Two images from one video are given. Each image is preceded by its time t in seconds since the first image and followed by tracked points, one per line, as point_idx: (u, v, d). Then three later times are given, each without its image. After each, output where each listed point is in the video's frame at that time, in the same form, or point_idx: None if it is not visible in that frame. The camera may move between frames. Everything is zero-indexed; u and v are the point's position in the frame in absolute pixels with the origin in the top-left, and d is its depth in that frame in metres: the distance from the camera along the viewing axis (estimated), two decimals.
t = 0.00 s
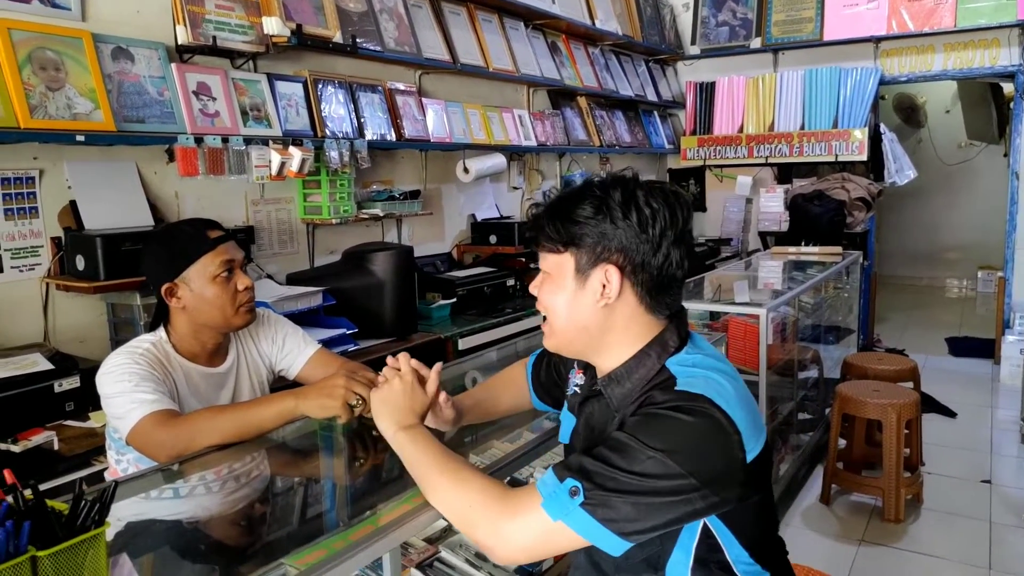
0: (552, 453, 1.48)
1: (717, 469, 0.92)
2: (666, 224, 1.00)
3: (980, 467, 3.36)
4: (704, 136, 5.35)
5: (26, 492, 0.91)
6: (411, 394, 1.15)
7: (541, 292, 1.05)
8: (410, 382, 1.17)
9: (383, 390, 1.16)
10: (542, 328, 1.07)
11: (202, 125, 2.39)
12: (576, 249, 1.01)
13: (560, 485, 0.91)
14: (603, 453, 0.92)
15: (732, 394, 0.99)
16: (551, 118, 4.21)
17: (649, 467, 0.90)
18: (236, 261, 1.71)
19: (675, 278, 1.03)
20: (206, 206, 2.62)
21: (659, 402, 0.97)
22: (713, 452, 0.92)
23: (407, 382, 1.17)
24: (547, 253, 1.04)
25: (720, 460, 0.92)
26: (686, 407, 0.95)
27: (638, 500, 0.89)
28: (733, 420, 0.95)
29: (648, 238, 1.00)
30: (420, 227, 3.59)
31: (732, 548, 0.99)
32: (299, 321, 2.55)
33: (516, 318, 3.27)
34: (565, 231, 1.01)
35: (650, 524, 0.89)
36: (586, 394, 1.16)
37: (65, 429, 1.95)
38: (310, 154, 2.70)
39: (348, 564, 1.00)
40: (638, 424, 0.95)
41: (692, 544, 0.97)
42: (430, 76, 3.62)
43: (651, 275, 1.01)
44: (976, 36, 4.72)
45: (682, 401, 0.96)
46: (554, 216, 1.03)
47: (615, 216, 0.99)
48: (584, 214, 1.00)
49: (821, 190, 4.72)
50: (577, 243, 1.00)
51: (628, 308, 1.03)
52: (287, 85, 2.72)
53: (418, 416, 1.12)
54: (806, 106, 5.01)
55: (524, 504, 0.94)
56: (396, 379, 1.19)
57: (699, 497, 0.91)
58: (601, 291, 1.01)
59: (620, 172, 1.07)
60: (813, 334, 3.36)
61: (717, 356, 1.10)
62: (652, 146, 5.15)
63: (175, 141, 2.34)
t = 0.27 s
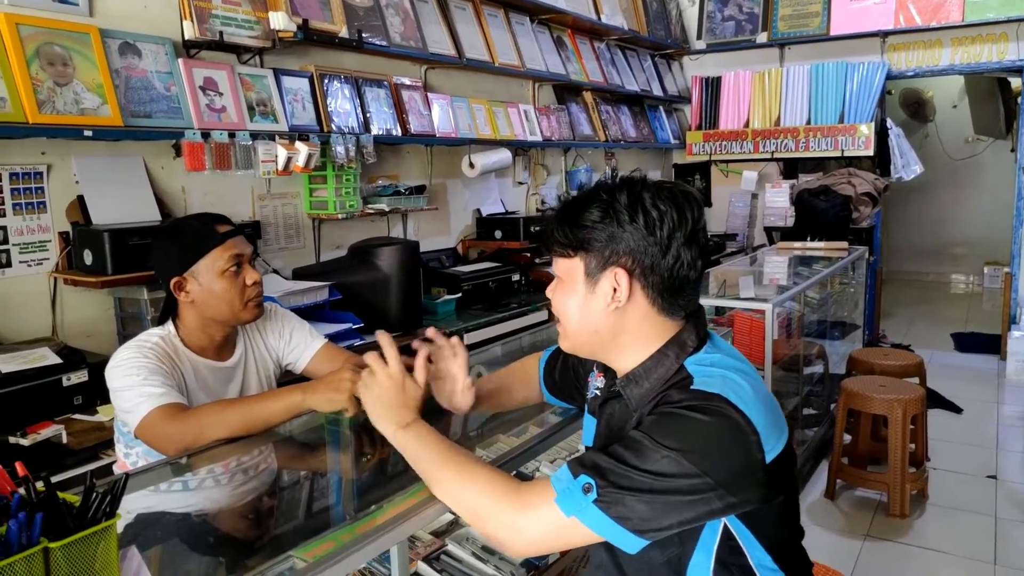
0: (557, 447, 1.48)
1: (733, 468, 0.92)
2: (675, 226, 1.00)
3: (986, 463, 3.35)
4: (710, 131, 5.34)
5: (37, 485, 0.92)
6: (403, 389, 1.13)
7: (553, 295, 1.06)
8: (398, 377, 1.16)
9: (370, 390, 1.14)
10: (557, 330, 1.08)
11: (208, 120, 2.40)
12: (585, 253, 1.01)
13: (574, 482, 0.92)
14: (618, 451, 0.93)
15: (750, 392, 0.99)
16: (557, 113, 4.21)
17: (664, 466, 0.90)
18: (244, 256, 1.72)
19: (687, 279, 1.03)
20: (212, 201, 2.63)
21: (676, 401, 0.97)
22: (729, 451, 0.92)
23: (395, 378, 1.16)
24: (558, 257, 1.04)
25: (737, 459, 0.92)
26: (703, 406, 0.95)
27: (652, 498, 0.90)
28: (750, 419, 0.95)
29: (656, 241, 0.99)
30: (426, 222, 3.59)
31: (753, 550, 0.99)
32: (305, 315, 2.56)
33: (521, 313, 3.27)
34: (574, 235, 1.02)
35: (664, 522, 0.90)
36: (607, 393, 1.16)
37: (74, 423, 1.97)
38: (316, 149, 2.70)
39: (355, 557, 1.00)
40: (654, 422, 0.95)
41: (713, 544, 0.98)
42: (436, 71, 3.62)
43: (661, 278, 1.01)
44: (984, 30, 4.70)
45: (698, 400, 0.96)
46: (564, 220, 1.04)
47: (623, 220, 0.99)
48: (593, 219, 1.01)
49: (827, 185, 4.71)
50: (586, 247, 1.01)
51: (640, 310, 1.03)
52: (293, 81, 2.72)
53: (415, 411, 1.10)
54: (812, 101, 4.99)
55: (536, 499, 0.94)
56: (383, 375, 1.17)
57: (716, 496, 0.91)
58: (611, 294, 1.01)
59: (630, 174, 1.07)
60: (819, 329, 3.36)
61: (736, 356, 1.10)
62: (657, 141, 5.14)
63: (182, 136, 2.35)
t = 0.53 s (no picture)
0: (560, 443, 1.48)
1: (743, 470, 0.92)
2: (683, 229, 1.00)
3: (991, 459, 3.34)
4: (715, 127, 5.33)
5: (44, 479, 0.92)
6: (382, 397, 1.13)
7: (561, 293, 1.06)
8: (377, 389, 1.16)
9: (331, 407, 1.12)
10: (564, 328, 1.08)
11: (213, 116, 2.40)
12: (593, 254, 1.01)
13: (583, 481, 0.92)
14: (628, 451, 0.93)
15: (760, 394, 0.98)
16: (561, 108, 4.20)
17: (673, 467, 0.90)
18: (250, 253, 1.72)
19: (696, 281, 1.02)
20: (217, 197, 2.63)
21: (686, 401, 0.97)
22: (739, 453, 0.92)
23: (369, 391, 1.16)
24: (567, 256, 1.04)
25: (746, 461, 0.92)
26: (713, 407, 0.94)
27: (661, 498, 0.90)
28: (761, 421, 0.94)
29: (664, 243, 0.99)
30: (430, 218, 3.60)
31: (763, 548, 0.99)
32: (310, 311, 2.57)
33: (525, 309, 3.28)
34: (583, 235, 1.02)
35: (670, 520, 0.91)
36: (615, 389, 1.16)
37: (80, 418, 1.98)
38: (320, 145, 2.69)
39: (360, 552, 1.01)
40: (664, 422, 0.95)
41: (722, 542, 0.98)
42: (440, 67, 3.62)
43: (668, 280, 1.01)
44: (990, 25, 4.67)
45: (709, 401, 0.95)
46: (573, 219, 1.04)
47: (631, 222, 0.99)
48: (602, 220, 1.01)
49: (832, 181, 4.69)
50: (594, 247, 1.01)
51: (646, 310, 1.03)
52: (297, 77, 2.73)
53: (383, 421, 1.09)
54: (817, 96, 4.97)
55: (537, 495, 0.95)
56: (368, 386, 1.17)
57: (724, 496, 0.91)
58: (617, 295, 1.01)
59: (641, 174, 1.07)
60: (824, 325, 3.35)
61: (746, 355, 1.09)
62: (662, 136, 5.13)
63: (187, 132, 2.35)
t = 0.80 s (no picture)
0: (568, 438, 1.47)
1: (751, 463, 0.92)
2: (691, 223, 0.99)
3: (998, 455, 3.33)
4: (720, 122, 5.31)
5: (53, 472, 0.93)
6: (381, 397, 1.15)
7: (568, 287, 1.06)
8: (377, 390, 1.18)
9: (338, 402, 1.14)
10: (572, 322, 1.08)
11: (218, 111, 2.40)
12: (601, 247, 1.01)
13: (591, 474, 0.92)
14: (635, 445, 0.93)
15: (768, 388, 0.98)
16: (566, 104, 4.19)
17: (681, 460, 0.90)
18: (253, 247, 1.72)
19: (703, 275, 1.02)
20: (223, 192, 2.64)
21: (694, 395, 0.97)
22: (746, 446, 0.92)
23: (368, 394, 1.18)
24: (574, 250, 1.04)
25: (754, 454, 0.92)
26: (720, 401, 0.94)
27: (668, 490, 0.90)
28: (768, 415, 0.94)
29: (672, 237, 0.99)
30: (435, 213, 3.60)
31: (768, 541, 0.99)
32: (315, 306, 2.57)
33: (530, 304, 3.28)
34: (590, 228, 1.02)
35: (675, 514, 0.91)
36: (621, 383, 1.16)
37: (87, 412, 1.99)
38: (326, 140, 2.72)
39: (365, 546, 1.01)
40: (672, 416, 0.95)
41: (727, 534, 0.98)
42: (445, 62, 3.62)
43: (676, 274, 1.01)
44: (998, 19, 4.64)
45: (716, 395, 0.95)
46: (581, 213, 1.04)
47: (638, 215, 0.99)
48: (609, 213, 1.01)
49: (838, 176, 4.68)
50: (601, 241, 1.01)
51: (654, 304, 1.03)
52: (302, 72, 2.73)
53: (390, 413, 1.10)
54: (823, 91, 4.95)
55: (544, 488, 0.95)
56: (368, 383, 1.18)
57: (731, 489, 0.91)
58: (625, 289, 1.01)
59: (648, 168, 1.06)
60: (829, 320, 3.34)
61: (754, 350, 1.09)
62: (667, 132, 5.12)
63: (193, 127, 2.35)
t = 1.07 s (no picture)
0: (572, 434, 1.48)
1: (757, 457, 0.92)
2: (695, 216, 0.99)
3: (1003, 452, 3.32)
4: (725, 117, 5.29)
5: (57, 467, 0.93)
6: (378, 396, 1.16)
7: (573, 282, 1.06)
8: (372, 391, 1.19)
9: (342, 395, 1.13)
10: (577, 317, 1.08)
11: (223, 106, 2.40)
12: (605, 242, 1.01)
13: (596, 468, 0.92)
14: (642, 439, 0.93)
15: (774, 382, 0.98)
16: (571, 98, 4.18)
17: (687, 455, 0.90)
18: (253, 243, 1.72)
19: (708, 269, 1.02)
20: (228, 187, 2.64)
21: (700, 390, 0.97)
22: (752, 441, 0.92)
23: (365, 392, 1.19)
24: (579, 246, 1.04)
25: (760, 448, 0.92)
26: (727, 396, 0.94)
27: (674, 484, 0.90)
28: (775, 409, 0.94)
29: (676, 230, 0.99)
30: (439, 209, 3.60)
31: (774, 535, 0.99)
32: (319, 301, 2.57)
33: (534, 300, 3.27)
34: (595, 223, 1.01)
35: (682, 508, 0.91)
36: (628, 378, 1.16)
37: (93, 406, 1.99)
38: (330, 136, 2.68)
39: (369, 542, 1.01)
40: (677, 410, 0.95)
41: (734, 529, 0.97)
42: (449, 57, 3.61)
43: (681, 267, 1.00)
44: (1006, 13, 4.60)
45: (722, 390, 0.95)
46: (585, 208, 1.03)
47: (643, 209, 0.99)
48: (613, 208, 1.00)
49: (843, 171, 4.66)
50: (606, 236, 1.01)
51: (659, 299, 1.03)
52: (307, 67, 2.72)
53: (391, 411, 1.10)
54: (829, 85, 4.93)
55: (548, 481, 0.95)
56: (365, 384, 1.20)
57: (738, 484, 0.91)
58: (630, 283, 1.00)
59: (651, 162, 1.06)
60: (834, 316, 3.33)
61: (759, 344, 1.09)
62: (672, 127, 5.10)
63: (197, 122, 2.36)
